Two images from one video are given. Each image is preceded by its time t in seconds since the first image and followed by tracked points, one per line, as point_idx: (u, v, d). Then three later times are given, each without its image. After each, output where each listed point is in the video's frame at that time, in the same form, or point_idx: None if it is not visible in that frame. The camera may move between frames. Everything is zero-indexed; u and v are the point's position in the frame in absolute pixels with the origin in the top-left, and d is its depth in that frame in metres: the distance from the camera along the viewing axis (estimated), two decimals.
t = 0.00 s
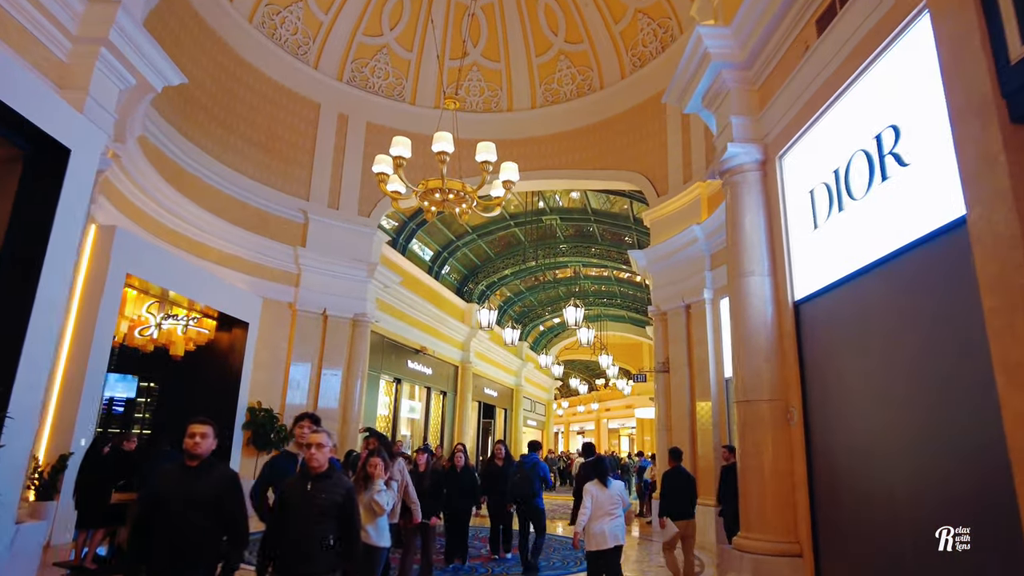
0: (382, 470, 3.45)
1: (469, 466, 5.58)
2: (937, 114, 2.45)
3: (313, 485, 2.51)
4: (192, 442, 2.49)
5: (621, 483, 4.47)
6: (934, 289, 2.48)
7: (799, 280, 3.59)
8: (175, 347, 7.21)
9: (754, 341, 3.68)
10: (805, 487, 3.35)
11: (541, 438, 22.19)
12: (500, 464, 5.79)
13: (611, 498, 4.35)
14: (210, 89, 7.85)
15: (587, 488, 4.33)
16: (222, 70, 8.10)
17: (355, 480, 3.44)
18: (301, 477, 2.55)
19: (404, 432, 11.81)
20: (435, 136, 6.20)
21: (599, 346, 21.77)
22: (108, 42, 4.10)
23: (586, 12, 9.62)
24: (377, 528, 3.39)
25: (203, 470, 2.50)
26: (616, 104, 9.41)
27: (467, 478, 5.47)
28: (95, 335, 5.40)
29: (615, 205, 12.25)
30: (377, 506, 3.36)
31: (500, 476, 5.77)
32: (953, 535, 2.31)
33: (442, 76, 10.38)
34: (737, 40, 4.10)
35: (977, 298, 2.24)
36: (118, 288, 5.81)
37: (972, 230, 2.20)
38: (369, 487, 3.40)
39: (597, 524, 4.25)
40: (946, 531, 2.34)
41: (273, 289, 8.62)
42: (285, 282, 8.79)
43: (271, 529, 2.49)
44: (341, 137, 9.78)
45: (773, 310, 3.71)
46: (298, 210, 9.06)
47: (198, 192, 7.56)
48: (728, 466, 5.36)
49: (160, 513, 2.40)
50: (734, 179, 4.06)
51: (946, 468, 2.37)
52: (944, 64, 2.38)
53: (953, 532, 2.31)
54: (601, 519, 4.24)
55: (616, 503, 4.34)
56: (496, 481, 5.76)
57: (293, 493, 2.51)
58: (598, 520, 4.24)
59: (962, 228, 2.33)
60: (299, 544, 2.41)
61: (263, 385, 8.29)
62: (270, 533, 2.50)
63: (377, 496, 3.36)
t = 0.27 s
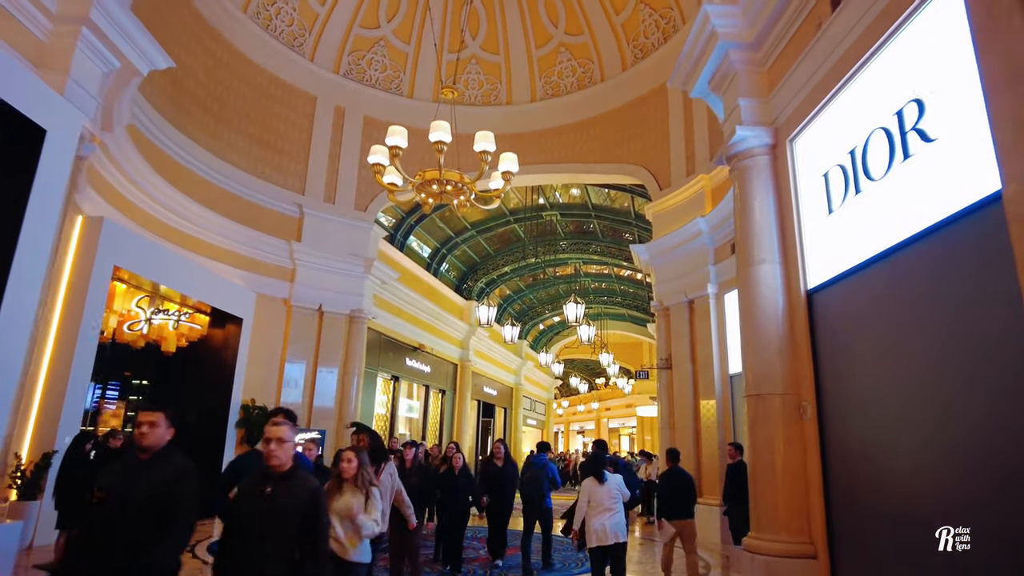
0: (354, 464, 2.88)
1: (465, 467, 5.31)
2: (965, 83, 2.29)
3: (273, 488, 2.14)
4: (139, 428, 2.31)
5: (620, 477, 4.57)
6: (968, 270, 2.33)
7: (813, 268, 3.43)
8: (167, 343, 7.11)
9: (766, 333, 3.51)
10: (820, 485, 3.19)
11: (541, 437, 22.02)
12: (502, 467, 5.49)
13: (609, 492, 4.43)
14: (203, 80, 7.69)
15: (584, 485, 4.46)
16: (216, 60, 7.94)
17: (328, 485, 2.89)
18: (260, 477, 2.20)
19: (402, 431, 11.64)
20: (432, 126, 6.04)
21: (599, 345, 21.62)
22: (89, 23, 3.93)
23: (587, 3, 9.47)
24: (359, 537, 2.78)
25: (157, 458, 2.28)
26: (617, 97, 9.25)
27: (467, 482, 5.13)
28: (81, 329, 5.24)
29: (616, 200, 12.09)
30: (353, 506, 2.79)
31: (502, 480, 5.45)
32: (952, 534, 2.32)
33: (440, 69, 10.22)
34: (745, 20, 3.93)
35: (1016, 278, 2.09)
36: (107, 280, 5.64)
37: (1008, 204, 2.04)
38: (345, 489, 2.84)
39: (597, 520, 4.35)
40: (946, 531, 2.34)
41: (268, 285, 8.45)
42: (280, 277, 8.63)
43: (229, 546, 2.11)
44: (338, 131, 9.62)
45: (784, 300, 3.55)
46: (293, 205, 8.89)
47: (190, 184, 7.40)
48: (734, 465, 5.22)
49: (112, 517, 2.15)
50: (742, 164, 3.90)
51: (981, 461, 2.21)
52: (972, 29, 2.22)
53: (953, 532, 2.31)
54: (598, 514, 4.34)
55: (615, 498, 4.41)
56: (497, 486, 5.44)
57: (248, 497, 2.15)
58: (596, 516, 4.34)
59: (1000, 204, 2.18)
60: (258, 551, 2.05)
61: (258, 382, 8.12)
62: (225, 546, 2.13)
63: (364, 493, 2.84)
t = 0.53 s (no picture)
0: (329, 468, 2.65)
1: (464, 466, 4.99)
2: (1001, 55, 2.11)
3: (207, 495, 1.97)
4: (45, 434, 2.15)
5: (628, 480, 4.41)
6: (1003, 258, 2.16)
7: (829, 260, 3.25)
8: (158, 341, 6.94)
9: (779, 327, 3.34)
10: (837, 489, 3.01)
11: (542, 438, 21.85)
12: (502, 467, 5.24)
13: (615, 496, 4.29)
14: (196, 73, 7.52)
15: (587, 488, 4.35)
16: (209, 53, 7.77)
17: (301, 489, 2.68)
18: (194, 484, 2.02)
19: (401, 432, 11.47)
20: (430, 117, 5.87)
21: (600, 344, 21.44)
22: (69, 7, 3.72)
23: None
24: (331, 552, 2.55)
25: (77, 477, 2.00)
26: (619, 91, 9.07)
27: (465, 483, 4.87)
28: (66, 327, 5.06)
29: (618, 197, 11.91)
30: (329, 518, 2.58)
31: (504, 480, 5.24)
32: (953, 534, 2.28)
33: (438, 64, 10.04)
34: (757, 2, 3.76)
35: None
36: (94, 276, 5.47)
37: None
38: (319, 497, 2.62)
39: (600, 523, 4.23)
40: (947, 531, 2.31)
41: (263, 282, 8.27)
42: (275, 275, 8.45)
43: (143, 559, 1.92)
44: (335, 126, 9.45)
45: (798, 293, 3.38)
46: (289, 201, 8.72)
47: (182, 179, 7.24)
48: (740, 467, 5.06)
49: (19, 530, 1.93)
50: (753, 151, 3.73)
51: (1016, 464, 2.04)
52: None
53: (954, 532, 2.28)
54: (603, 517, 4.23)
55: (621, 501, 4.27)
56: (494, 487, 5.23)
57: (178, 504, 1.96)
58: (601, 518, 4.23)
59: None
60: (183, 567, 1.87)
61: (252, 381, 7.95)
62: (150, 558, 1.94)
63: (341, 503, 2.62)
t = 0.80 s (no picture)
0: (305, 469, 2.19)
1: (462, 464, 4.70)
2: None
3: (123, 490, 1.49)
4: None
5: (642, 480, 4.26)
6: None
7: (849, 246, 3.09)
8: (151, 335, 6.86)
9: (795, 316, 3.18)
10: (858, 486, 2.84)
11: (543, 437, 21.67)
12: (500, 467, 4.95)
13: (629, 495, 4.14)
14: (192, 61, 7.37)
15: (601, 483, 4.19)
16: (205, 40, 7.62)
17: (272, 491, 2.22)
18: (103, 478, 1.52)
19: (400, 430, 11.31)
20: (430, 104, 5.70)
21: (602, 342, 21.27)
22: None
23: None
24: (303, 567, 2.09)
25: (8, 498, 1.46)
26: (623, 82, 8.91)
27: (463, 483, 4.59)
28: (54, 317, 4.90)
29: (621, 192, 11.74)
30: (303, 527, 2.12)
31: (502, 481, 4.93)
32: (952, 534, 2.29)
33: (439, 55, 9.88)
34: None
35: None
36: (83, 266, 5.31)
37: None
38: (292, 503, 2.17)
39: (612, 522, 4.07)
40: (945, 530, 2.32)
41: (259, 276, 8.10)
42: (272, 268, 8.28)
43: None
44: (333, 117, 9.29)
45: (815, 281, 3.22)
46: (286, 193, 8.56)
47: (176, 169, 7.11)
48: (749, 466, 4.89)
49: None
50: (766, 134, 3.57)
51: None
52: None
53: (952, 532, 2.29)
54: (616, 516, 4.07)
55: (635, 501, 4.12)
56: (493, 489, 4.93)
57: (83, 502, 1.46)
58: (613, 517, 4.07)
59: None
60: None
61: (248, 377, 7.79)
62: None
63: (320, 513, 2.16)
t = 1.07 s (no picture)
0: (264, 470, 1.99)
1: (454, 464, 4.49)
2: None
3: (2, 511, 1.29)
4: None
5: (648, 484, 4.14)
6: None
7: (868, 240, 2.93)
8: (142, 332, 6.64)
9: (809, 314, 3.02)
10: (876, 493, 2.68)
11: (541, 437, 21.53)
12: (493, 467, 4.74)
13: (636, 499, 4.01)
14: (186, 51, 7.22)
15: (608, 486, 4.01)
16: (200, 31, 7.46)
17: (223, 497, 2.01)
18: None
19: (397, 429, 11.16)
20: (428, 95, 5.54)
21: (602, 342, 21.11)
22: None
23: None
24: None
25: None
26: (625, 78, 8.76)
27: (456, 482, 4.39)
28: (38, 311, 4.74)
29: (623, 189, 11.59)
30: (256, 541, 1.91)
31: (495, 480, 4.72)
32: (952, 534, 2.30)
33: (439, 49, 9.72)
34: None
35: None
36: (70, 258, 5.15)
37: None
38: (247, 511, 1.96)
39: (619, 528, 3.92)
40: (946, 531, 2.32)
41: (253, 271, 7.94)
42: (267, 264, 8.12)
43: None
44: (331, 111, 9.13)
45: (830, 277, 3.06)
46: (282, 187, 8.41)
47: (169, 161, 6.96)
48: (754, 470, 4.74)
49: None
50: (778, 123, 3.41)
51: None
52: None
53: (954, 532, 2.29)
54: (622, 521, 3.93)
55: (642, 506, 4.00)
56: (486, 489, 4.71)
57: None
58: (619, 523, 3.93)
59: None
60: None
61: (242, 374, 7.64)
62: None
63: (277, 521, 1.96)
